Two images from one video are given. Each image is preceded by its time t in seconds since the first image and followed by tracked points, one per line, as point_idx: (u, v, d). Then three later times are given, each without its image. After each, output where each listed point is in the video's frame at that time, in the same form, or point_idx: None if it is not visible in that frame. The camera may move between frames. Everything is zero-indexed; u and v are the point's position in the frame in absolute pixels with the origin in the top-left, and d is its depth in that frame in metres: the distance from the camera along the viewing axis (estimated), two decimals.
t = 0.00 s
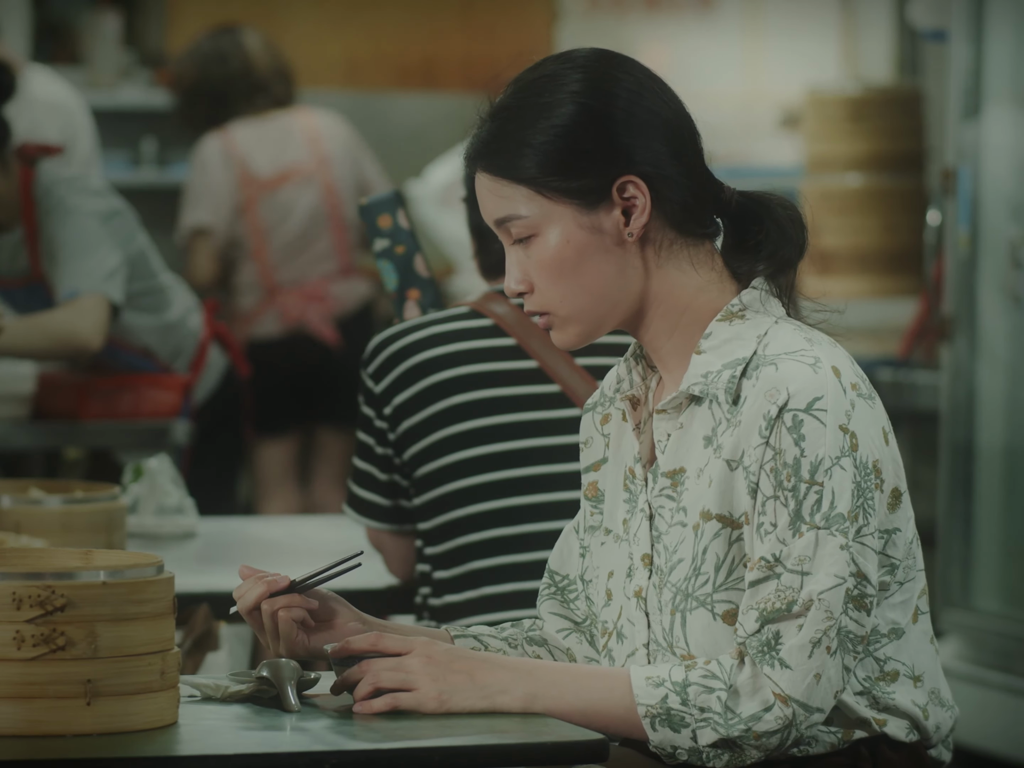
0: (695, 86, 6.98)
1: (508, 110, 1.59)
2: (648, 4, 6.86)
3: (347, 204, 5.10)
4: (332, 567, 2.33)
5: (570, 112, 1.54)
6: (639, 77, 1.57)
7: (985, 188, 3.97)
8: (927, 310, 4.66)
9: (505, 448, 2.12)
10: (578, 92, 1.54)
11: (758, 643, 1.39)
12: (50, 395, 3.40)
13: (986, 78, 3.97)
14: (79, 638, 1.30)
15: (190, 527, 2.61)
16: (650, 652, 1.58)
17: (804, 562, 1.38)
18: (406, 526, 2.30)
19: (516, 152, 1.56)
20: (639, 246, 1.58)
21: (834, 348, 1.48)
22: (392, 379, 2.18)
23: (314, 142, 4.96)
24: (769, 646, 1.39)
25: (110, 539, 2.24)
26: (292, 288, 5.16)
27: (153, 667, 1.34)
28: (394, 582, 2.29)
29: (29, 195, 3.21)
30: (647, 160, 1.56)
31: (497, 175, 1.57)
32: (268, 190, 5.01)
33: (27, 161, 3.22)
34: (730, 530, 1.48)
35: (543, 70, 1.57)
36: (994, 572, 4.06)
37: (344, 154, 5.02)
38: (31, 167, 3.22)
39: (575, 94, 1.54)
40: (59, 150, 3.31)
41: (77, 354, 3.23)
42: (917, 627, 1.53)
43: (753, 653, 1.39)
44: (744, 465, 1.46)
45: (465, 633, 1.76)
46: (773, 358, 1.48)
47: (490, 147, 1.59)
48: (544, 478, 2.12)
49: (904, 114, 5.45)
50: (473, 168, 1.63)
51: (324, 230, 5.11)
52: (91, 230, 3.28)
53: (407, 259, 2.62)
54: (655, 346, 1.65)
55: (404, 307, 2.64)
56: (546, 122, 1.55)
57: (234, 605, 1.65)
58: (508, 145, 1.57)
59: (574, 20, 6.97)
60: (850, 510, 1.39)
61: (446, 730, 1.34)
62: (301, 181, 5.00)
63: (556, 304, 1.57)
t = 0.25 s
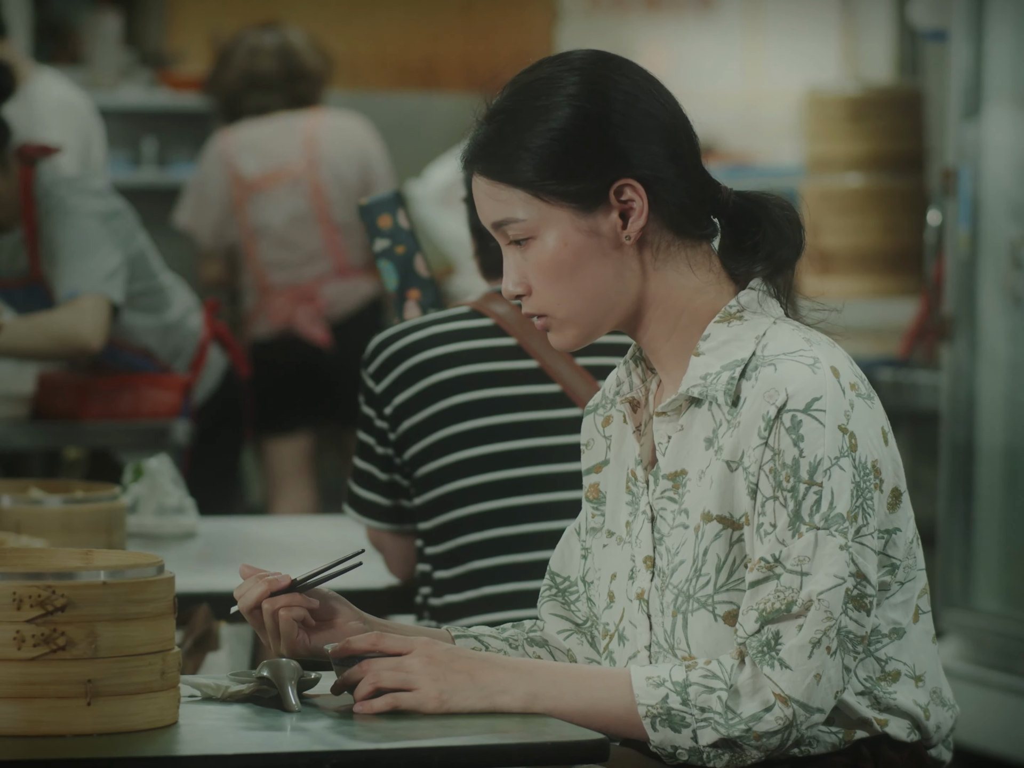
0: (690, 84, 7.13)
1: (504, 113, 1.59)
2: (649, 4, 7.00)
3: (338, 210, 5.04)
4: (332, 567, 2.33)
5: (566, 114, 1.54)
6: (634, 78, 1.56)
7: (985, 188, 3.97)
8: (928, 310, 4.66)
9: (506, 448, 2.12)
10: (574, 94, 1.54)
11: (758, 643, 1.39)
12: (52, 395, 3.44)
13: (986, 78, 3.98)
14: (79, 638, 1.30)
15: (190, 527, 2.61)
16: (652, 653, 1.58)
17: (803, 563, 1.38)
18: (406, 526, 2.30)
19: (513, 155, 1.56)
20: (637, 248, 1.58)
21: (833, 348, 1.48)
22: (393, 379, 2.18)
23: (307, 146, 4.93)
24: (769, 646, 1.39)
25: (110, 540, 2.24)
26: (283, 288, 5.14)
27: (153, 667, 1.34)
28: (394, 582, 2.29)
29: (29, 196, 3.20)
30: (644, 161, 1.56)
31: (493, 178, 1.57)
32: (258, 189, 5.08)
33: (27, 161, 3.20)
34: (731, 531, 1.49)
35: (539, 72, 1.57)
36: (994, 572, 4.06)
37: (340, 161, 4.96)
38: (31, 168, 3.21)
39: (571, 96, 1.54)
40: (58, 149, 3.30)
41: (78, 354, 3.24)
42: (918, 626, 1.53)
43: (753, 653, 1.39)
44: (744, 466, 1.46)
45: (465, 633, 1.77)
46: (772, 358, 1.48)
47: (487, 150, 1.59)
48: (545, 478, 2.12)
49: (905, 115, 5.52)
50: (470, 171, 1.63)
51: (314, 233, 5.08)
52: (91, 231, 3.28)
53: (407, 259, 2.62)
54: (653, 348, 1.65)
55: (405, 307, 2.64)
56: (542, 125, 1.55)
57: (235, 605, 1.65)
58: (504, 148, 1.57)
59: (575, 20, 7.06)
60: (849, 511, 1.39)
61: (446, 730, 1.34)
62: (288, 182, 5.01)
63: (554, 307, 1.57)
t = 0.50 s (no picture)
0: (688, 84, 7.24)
1: (504, 114, 1.59)
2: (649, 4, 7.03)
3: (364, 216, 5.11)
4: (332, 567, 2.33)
5: (568, 115, 1.54)
6: (636, 79, 1.56)
7: (985, 189, 3.96)
8: (928, 309, 4.67)
9: (506, 448, 2.12)
10: (575, 95, 1.54)
11: (759, 643, 1.39)
12: (52, 396, 3.44)
13: (986, 76, 3.98)
14: (80, 638, 1.30)
15: (190, 527, 2.61)
16: (653, 654, 1.58)
17: (804, 563, 1.38)
18: (407, 526, 2.30)
19: (514, 156, 1.55)
20: (639, 247, 1.58)
21: (834, 348, 1.48)
22: (393, 379, 2.18)
23: (343, 152, 4.99)
24: (770, 646, 1.39)
25: (110, 539, 2.24)
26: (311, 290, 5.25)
27: (154, 667, 1.34)
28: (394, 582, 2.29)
29: (31, 195, 3.23)
30: (645, 162, 1.56)
31: (494, 179, 1.57)
32: (296, 192, 5.19)
33: (29, 160, 3.22)
34: (732, 532, 1.49)
35: (539, 73, 1.57)
36: (995, 572, 4.07)
37: (370, 167, 5.01)
38: (32, 167, 3.23)
39: (571, 96, 1.54)
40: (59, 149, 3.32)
41: (79, 355, 3.24)
42: (919, 627, 1.53)
43: (754, 654, 1.39)
44: (746, 466, 1.46)
45: (466, 633, 1.77)
46: (773, 359, 1.48)
47: (487, 151, 1.59)
48: (545, 478, 2.12)
49: (905, 114, 5.53)
50: (471, 172, 1.63)
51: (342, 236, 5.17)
52: (92, 231, 3.28)
53: (407, 259, 2.62)
54: (654, 348, 1.65)
55: (405, 308, 2.64)
56: (543, 125, 1.55)
57: (235, 605, 1.64)
58: (506, 149, 1.57)
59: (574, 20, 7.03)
60: (850, 511, 1.39)
61: (446, 730, 1.34)
62: (323, 187, 5.11)
63: (556, 307, 1.57)
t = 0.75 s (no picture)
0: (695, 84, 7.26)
1: (505, 115, 1.59)
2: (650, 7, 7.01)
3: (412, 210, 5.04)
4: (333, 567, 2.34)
5: (569, 115, 1.54)
6: (638, 79, 1.57)
7: (985, 189, 3.96)
8: (929, 310, 4.68)
9: (508, 449, 2.12)
10: (577, 95, 1.54)
11: (761, 644, 1.39)
12: (55, 395, 3.44)
13: (987, 75, 3.98)
14: (81, 638, 1.30)
15: (192, 528, 2.61)
16: (655, 654, 1.58)
17: (806, 564, 1.38)
18: (408, 526, 2.30)
19: (515, 157, 1.55)
20: (642, 247, 1.58)
21: (836, 348, 1.48)
22: (395, 379, 2.18)
23: (389, 147, 4.92)
24: (771, 646, 1.38)
25: (112, 539, 2.24)
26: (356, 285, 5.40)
27: (156, 668, 1.34)
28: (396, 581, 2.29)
29: (34, 195, 3.23)
30: (646, 161, 1.56)
31: (496, 181, 1.57)
32: (346, 184, 5.17)
33: (32, 159, 3.23)
34: (734, 532, 1.49)
35: (540, 73, 1.57)
36: (996, 571, 4.08)
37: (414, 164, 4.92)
38: (36, 166, 3.24)
39: (571, 96, 1.54)
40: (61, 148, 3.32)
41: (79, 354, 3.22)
42: (920, 627, 1.53)
43: (755, 654, 1.39)
44: (748, 466, 1.46)
45: (467, 634, 1.76)
46: (776, 359, 1.48)
47: (489, 152, 1.59)
48: (547, 479, 2.12)
49: (907, 113, 5.66)
50: (472, 173, 1.63)
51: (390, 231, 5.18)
52: (93, 230, 3.28)
53: (409, 259, 2.62)
54: (656, 348, 1.65)
55: (406, 308, 2.63)
56: (544, 126, 1.55)
57: (237, 606, 1.64)
58: (507, 150, 1.57)
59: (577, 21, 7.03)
60: (853, 512, 1.39)
61: (447, 730, 1.34)
62: (371, 179, 5.07)
63: (558, 307, 1.57)
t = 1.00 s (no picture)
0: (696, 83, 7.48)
1: (508, 116, 1.59)
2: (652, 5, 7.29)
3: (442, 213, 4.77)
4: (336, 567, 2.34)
5: (571, 115, 1.54)
6: (641, 79, 1.57)
7: (987, 189, 3.97)
8: (932, 310, 4.70)
9: (510, 448, 2.12)
10: (579, 95, 1.54)
11: (764, 644, 1.39)
12: (55, 396, 3.45)
13: (990, 75, 3.98)
14: (84, 638, 1.30)
15: (194, 528, 2.61)
16: (658, 654, 1.58)
17: (810, 564, 1.38)
18: (410, 526, 2.31)
19: (518, 158, 1.55)
20: (644, 247, 1.58)
21: (839, 348, 1.48)
22: (397, 379, 2.18)
23: (412, 148, 4.66)
24: (775, 646, 1.38)
25: (115, 540, 2.24)
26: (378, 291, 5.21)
27: (159, 668, 1.35)
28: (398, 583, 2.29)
29: (37, 194, 3.23)
30: (649, 161, 1.56)
31: (498, 181, 1.57)
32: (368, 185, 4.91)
33: (36, 158, 3.21)
34: (737, 532, 1.49)
35: (542, 74, 1.57)
36: (998, 571, 4.08)
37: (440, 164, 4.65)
38: (39, 165, 3.23)
39: (574, 96, 1.54)
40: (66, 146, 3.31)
41: (81, 352, 3.25)
42: (923, 627, 1.53)
43: (759, 654, 1.39)
44: (751, 466, 1.46)
45: (470, 634, 1.76)
46: (780, 359, 1.48)
47: (491, 153, 1.59)
48: (550, 479, 2.12)
49: (908, 114, 5.65)
50: (474, 174, 1.63)
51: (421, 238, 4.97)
52: (97, 230, 3.28)
53: (411, 259, 2.62)
54: (658, 347, 1.65)
55: (409, 308, 2.64)
56: (547, 126, 1.55)
57: (240, 606, 1.64)
58: (509, 151, 1.57)
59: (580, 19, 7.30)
60: (856, 512, 1.39)
61: (449, 730, 1.34)
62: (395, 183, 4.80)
63: (561, 308, 1.57)
